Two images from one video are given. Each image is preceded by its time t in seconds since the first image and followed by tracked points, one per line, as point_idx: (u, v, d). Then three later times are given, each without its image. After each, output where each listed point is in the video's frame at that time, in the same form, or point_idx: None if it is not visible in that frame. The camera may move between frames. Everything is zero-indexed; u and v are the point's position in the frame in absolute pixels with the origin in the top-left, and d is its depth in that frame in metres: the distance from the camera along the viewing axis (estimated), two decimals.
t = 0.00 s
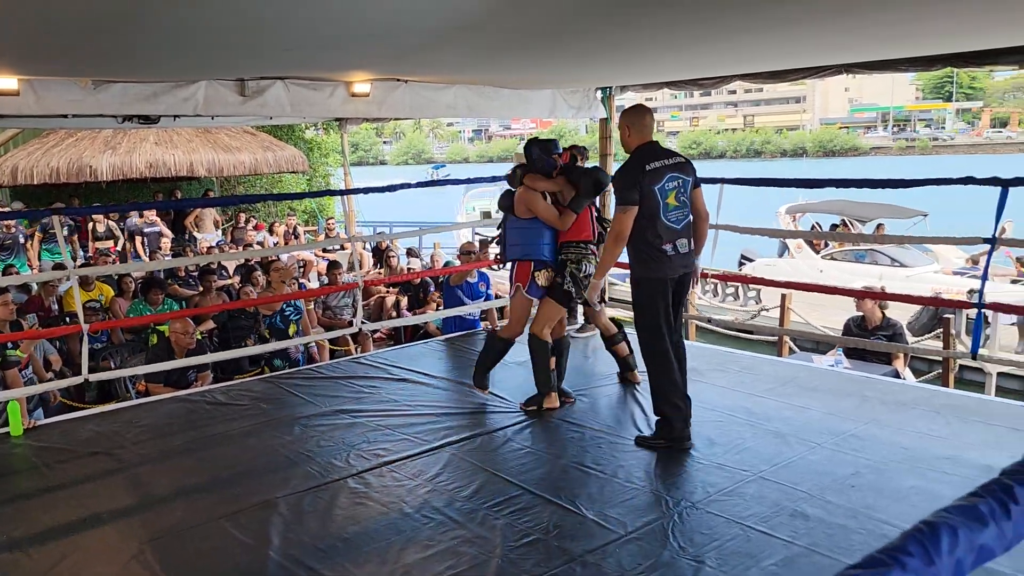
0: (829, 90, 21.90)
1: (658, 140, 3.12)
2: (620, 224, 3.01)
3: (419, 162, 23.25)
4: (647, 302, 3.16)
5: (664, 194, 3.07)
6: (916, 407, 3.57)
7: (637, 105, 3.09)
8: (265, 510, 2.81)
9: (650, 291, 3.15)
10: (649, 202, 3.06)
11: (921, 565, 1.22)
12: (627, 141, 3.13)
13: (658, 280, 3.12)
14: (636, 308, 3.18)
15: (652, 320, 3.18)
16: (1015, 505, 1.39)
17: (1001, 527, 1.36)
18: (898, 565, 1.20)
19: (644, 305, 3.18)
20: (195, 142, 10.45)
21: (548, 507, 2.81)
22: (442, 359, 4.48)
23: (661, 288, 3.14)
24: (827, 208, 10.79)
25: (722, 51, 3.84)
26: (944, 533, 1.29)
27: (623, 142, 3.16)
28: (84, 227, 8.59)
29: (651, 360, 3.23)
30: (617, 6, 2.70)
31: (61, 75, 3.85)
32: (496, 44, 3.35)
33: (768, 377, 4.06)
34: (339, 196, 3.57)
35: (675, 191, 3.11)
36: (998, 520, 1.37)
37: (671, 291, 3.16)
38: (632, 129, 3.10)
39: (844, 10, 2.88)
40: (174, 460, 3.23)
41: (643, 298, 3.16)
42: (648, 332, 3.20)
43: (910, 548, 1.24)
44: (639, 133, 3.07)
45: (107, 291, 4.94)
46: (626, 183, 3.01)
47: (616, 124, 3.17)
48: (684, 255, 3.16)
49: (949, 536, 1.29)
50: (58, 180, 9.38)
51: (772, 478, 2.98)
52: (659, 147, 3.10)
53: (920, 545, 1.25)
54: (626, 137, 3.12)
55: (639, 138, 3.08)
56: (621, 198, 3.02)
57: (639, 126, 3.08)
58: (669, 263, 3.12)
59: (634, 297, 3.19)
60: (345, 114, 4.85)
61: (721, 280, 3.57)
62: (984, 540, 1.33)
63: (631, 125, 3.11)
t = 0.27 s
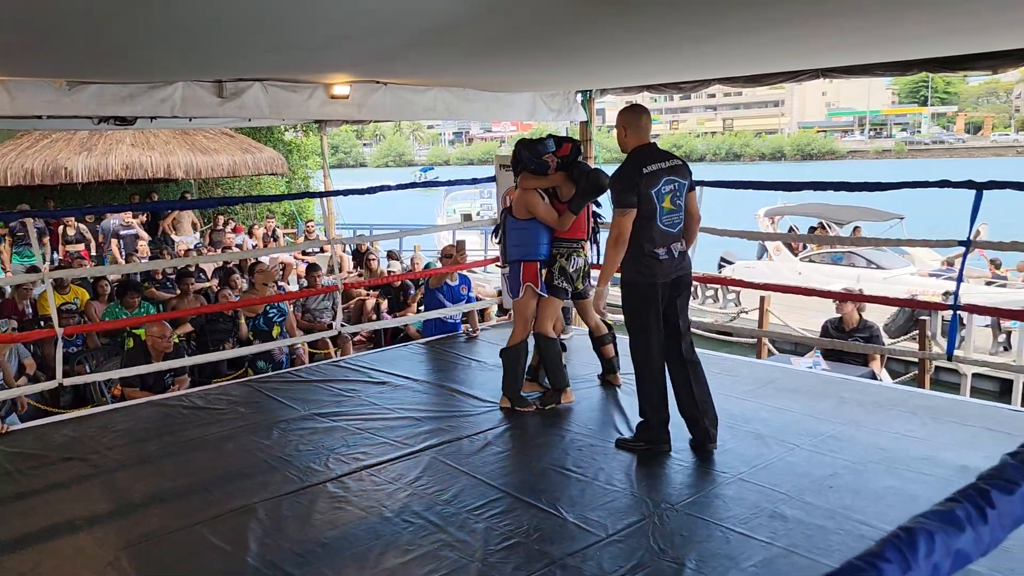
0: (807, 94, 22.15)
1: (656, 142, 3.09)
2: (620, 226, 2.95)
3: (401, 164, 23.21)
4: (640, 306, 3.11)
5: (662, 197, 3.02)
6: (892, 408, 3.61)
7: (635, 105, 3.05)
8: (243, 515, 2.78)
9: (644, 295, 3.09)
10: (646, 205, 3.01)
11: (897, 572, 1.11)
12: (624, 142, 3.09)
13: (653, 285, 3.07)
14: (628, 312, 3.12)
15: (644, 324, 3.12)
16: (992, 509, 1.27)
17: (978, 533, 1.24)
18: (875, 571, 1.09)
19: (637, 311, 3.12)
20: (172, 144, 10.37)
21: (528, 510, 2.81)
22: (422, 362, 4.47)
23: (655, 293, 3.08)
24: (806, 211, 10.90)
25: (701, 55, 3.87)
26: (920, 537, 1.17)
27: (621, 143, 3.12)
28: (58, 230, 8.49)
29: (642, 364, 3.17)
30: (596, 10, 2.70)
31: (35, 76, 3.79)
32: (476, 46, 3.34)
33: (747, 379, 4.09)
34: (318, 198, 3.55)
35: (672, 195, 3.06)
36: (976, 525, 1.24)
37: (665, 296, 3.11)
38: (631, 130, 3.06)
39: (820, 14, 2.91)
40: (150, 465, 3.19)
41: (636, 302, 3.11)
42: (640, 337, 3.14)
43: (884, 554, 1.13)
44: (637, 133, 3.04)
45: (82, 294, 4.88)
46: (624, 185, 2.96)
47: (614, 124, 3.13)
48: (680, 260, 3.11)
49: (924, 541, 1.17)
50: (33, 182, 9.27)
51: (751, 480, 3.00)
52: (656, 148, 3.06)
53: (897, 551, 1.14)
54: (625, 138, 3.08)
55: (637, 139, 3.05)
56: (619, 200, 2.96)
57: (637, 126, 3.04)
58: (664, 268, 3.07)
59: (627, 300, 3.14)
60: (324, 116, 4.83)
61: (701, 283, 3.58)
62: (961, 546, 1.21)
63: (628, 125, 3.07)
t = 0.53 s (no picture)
0: (787, 98, 22.39)
1: (659, 144, 3.05)
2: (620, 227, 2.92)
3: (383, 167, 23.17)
4: (636, 309, 3.07)
5: (663, 200, 2.98)
6: (872, 409, 3.64)
7: (640, 106, 3.01)
8: (223, 519, 2.75)
9: (641, 298, 3.05)
10: (647, 207, 2.97)
11: (877, 570, 1.07)
12: (628, 144, 3.04)
13: (649, 288, 3.03)
14: (624, 314, 3.08)
15: (640, 327, 3.09)
16: (969, 506, 1.25)
17: (957, 530, 1.21)
18: (854, 569, 1.05)
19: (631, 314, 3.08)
20: (150, 146, 10.29)
21: (510, 512, 2.80)
22: (404, 365, 4.46)
23: (650, 297, 3.04)
24: (787, 214, 10.99)
25: (682, 58, 3.90)
26: (899, 534, 1.14)
27: (625, 144, 3.07)
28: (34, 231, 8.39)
29: (637, 366, 3.14)
30: (579, 12, 2.71)
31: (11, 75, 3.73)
32: (459, 48, 3.34)
33: (728, 381, 4.11)
34: (299, 200, 3.52)
35: (673, 198, 3.02)
36: (954, 523, 1.21)
37: (663, 299, 3.06)
38: (635, 132, 3.01)
39: (800, 18, 2.93)
40: (128, 469, 3.15)
41: (633, 305, 3.07)
42: (636, 339, 3.10)
43: (863, 551, 1.10)
44: (639, 135, 2.99)
45: (58, 297, 4.82)
46: (625, 186, 2.93)
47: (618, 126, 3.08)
48: (679, 265, 3.07)
49: (903, 539, 1.14)
50: (8, 184, 9.16)
51: (732, 481, 3.01)
52: (659, 151, 3.02)
53: (876, 547, 1.11)
54: (628, 139, 3.03)
55: (639, 141, 3.01)
56: (620, 201, 2.92)
57: (640, 128, 3.00)
58: (662, 273, 3.03)
59: (622, 303, 3.10)
60: (306, 118, 4.81)
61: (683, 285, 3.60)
62: (939, 543, 1.18)
63: (632, 127, 3.02)
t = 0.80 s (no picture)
0: (771, 102, 22.55)
1: (653, 147, 3.02)
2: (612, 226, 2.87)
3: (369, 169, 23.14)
4: (628, 310, 3.02)
5: (655, 201, 2.95)
6: (855, 411, 3.67)
7: (634, 108, 2.98)
8: (206, 523, 2.73)
9: (632, 300, 3.00)
10: (639, 208, 2.93)
11: (857, 568, 1.08)
12: (622, 145, 3.02)
13: (640, 289, 2.98)
14: (616, 314, 3.02)
15: (631, 328, 3.03)
16: (948, 505, 1.25)
17: (935, 529, 1.21)
18: (833, 568, 1.05)
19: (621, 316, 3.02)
20: (133, 147, 10.22)
21: (495, 515, 2.80)
22: (390, 367, 4.45)
23: (641, 298, 3.00)
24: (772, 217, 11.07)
25: (665, 62, 3.92)
26: (878, 533, 1.15)
27: (620, 146, 3.04)
28: (15, 233, 8.32)
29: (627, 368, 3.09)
30: (564, 15, 2.72)
31: None
32: (444, 50, 3.34)
33: (712, 383, 4.13)
34: (284, 203, 3.50)
35: (666, 200, 2.99)
36: (933, 522, 1.21)
37: (654, 302, 3.02)
38: (629, 132, 2.99)
39: (782, 23, 2.96)
40: (110, 473, 3.13)
41: (625, 306, 3.02)
42: (627, 341, 3.05)
43: (843, 549, 1.10)
44: (633, 136, 2.97)
45: (39, 300, 4.78)
46: (617, 185, 2.89)
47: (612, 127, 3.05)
48: (671, 267, 3.02)
49: (882, 538, 1.14)
50: None
51: (717, 483, 3.02)
52: (652, 152, 2.99)
53: (856, 546, 1.11)
54: (622, 140, 3.01)
55: (633, 142, 2.98)
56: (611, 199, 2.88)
57: (634, 130, 2.97)
58: (653, 274, 2.98)
59: (613, 304, 3.05)
60: (290, 119, 4.80)
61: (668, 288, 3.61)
62: (917, 542, 1.18)
63: (627, 128, 3.00)
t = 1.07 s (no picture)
0: (760, 105, 22.68)
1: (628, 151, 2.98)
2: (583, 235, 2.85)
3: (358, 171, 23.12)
4: (606, 318, 2.96)
5: (628, 207, 2.91)
6: (843, 413, 3.69)
7: (608, 113, 2.95)
8: (194, 526, 2.72)
9: (608, 307, 2.96)
10: (612, 215, 2.90)
11: (843, 567, 1.08)
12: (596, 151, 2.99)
13: (615, 297, 2.95)
14: (595, 321, 2.96)
15: (608, 337, 2.97)
16: (933, 504, 1.26)
17: (921, 528, 1.22)
18: (819, 567, 1.06)
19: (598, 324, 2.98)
20: (121, 148, 10.17)
21: (484, 517, 2.80)
22: (379, 370, 4.44)
23: (617, 305, 2.95)
24: (761, 219, 11.13)
25: (654, 64, 3.93)
26: (864, 532, 1.15)
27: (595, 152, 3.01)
28: None
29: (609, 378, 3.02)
30: (553, 17, 2.72)
31: None
32: (433, 52, 3.34)
33: (701, 385, 4.14)
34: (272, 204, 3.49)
35: (641, 206, 2.94)
36: (918, 521, 1.22)
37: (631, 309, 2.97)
38: (603, 137, 2.96)
39: (770, 26, 2.98)
40: (96, 476, 3.10)
41: (603, 314, 2.96)
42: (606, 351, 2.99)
43: (830, 549, 1.11)
44: (607, 142, 2.94)
45: (25, 302, 4.75)
46: (587, 193, 2.86)
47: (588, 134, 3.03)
48: (647, 274, 2.97)
49: (868, 537, 1.15)
50: None
51: (705, 485, 3.03)
52: (628, 157, 2.95)
53: (842, 546, 1.12)
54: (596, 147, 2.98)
55: (607, 147, 2.95)
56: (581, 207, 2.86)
57: (608, 134, 2.94)
58: (628, 281, 2.93)
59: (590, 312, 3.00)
60: (278, 120, 4.79)
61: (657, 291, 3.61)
62: (904, 541, 1.19)
63: (602, 133, 2.97)
